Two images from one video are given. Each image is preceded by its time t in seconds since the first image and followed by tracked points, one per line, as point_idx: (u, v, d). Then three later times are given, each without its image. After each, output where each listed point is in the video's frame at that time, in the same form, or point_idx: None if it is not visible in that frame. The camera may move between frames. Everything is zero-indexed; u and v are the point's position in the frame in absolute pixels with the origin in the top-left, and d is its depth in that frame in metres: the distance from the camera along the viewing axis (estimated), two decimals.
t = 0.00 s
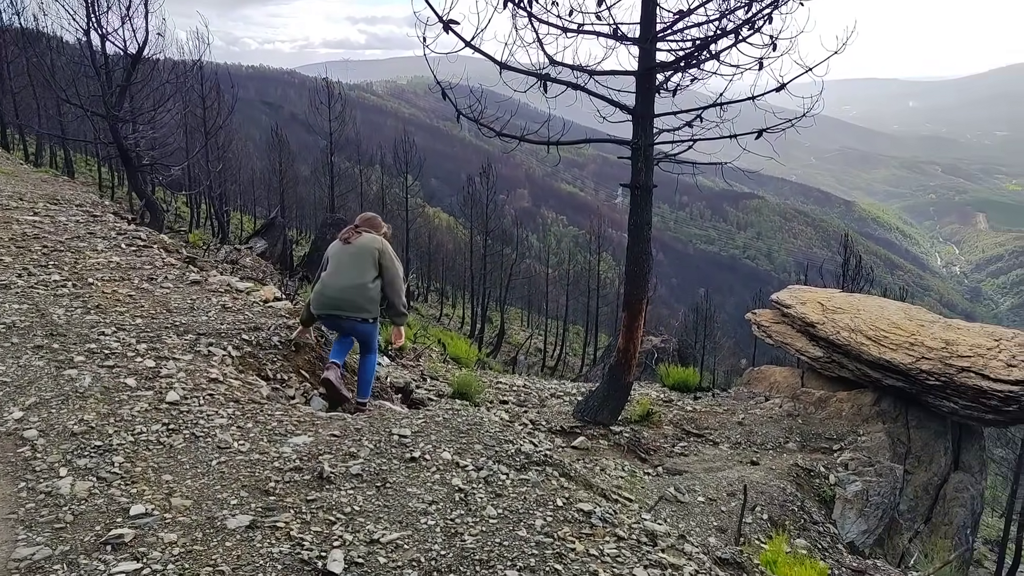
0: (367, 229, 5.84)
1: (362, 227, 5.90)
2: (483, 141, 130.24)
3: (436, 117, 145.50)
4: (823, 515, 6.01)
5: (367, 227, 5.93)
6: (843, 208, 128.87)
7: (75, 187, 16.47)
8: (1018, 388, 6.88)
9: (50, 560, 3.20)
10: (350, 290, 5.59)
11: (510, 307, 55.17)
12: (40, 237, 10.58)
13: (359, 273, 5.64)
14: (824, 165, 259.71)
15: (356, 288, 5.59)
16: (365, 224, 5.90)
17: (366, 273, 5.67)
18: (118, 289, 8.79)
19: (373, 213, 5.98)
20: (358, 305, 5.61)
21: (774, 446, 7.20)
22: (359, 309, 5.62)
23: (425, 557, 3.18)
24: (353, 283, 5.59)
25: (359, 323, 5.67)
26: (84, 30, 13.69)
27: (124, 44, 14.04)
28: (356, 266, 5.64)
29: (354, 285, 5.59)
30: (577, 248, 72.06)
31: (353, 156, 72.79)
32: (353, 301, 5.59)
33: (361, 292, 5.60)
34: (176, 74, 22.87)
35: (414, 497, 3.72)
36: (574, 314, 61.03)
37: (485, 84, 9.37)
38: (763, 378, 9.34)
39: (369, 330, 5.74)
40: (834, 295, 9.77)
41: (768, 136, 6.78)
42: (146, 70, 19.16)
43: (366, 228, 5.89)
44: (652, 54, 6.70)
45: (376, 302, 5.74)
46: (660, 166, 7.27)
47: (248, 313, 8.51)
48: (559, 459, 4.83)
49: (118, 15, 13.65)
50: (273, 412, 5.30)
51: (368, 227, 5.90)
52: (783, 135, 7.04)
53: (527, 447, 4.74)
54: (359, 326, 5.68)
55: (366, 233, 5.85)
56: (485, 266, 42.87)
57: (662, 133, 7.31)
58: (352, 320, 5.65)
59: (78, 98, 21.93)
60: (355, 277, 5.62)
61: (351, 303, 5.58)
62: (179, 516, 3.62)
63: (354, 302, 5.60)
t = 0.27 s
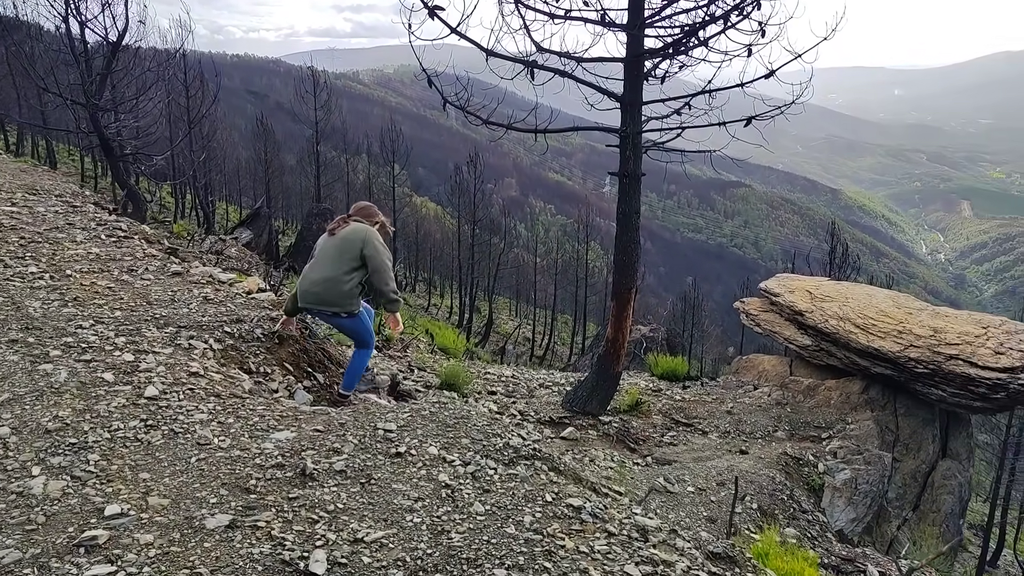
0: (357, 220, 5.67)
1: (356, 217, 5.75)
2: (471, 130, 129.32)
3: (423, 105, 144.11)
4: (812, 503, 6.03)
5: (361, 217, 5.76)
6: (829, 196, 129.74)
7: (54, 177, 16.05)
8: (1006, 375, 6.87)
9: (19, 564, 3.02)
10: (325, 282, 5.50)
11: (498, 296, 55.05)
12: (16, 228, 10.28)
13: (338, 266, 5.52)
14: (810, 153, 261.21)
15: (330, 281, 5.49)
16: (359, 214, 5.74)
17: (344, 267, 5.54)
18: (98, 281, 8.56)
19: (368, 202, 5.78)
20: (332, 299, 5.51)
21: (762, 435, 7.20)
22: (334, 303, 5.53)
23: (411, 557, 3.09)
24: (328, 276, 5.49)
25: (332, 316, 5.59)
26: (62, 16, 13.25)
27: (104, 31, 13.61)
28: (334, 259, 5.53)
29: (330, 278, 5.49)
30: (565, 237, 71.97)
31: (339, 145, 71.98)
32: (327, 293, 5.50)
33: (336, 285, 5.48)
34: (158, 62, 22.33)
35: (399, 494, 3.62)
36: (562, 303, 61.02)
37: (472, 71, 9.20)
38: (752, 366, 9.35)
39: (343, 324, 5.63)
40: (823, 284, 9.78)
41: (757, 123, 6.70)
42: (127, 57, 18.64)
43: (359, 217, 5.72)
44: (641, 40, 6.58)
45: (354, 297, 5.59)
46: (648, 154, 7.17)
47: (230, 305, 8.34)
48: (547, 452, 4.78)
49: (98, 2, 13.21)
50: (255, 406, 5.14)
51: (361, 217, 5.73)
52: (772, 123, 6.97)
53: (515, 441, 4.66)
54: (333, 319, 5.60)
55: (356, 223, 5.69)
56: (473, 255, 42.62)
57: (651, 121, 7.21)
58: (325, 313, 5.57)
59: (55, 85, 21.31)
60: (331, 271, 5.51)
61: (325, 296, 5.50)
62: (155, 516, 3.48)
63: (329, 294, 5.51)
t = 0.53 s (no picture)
0: (340, 227, 5.36)
1: (340, 222, 5.43)
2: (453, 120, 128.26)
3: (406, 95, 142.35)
4: (798, 495, 6.03)
5: (346, 221, 5.44)
6: (810, 185, 130.99)
7: (25, 170, 15.49)
8: (990, 365, 6.90)
9: None
10: (306, 299, 5.34)
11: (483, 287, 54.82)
12: None
13: (319, 281, 5.32)
14: (791, 142, 263.53)
15: (311, 297, 5.32)
16: (343, 219, 5.42)
17: (326, 281, 5.33)
18: (67, 279, 8.25)
19: (353, 204, 5.43)
20: (315, 316, 5.36)
21: (748, 426, 7.20)
22: (317, 320, 5.39)
23: (391, 572, 2.95)
24: (309, 292, 5.32)
25: (316, 333, 5.48)
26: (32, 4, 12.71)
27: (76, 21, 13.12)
28: (315, 274, 5.33)
29: (311, 294, 5.32)
30: (549, 227, 71.86)
31: (320, 135, 70.97)
32: (309, 310, 5.36)
33: (317, 302, 5.32)
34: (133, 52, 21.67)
35: (379, 502, 3.48)
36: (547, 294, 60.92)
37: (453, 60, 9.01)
38: (738, 358, 9.34)
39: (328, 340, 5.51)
40: (807, 274, 9.80)
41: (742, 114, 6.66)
42: (100, 47, 18.00)
43: (344, 222, 5.42)
44: (625, 29, 6.49)
45: (338, 312, 5.42)
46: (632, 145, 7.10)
47: (206, 302, 8.09)
48: (532, 454, 4.67)
49: None
50: (230, 409, 4.92)
51: (345, 222, 5.41)
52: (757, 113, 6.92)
53: (499, 443, 4.52)
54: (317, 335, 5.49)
55: (338, 231, 5.39)
56: (456, 246, 42.27)
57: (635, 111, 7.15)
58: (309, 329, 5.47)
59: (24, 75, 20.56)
60: (313, 286, 5.33)
61: (307, 313, 5.35)
62: (119, 531, 3.27)
63: (311, 312, 5.36)
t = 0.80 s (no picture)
0: (346, 244, 5.34)
1: (347, 238, 5.41)
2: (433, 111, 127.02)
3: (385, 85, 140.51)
4: (782, 485, 6.04)
5: (354, 237, 5.41)
6: (789, 173, 132.36)
7: None
8: (972, 353, 7.02)
9: None
10: (316, 316, 5.39)
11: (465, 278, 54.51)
12: None
13: (328, 298, 5.35)
14: (769, 130, 265.70)
15: (321, 315, 5.37)
16: (349, 236, 5.40)
17: (334, 298, 5.35)
18: (31, 280, 7.87)
19: (359, 220, 5.39)
20: (325, 333, 5.41)
21: (732, 417, 7.21)
22: (328, 336, 5.44)
23: None
24: (318, 310, 5.36)
25: (327, 349, 5.54)
26: None
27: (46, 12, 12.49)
28: (323, 292, 5.36)
29: (320, 312, 5.37)
30: (531, 218, 71.57)
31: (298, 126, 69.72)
32: (319, 327, 5.42)
33: (326, 319, 5.37)
34: (104, 43, 20.99)
35: (356, 513, 3.35)
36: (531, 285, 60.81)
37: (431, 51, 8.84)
38: (721, 348, 9.34)
39: (339, 355, 5.58)
40: (789, 264, 9.85)
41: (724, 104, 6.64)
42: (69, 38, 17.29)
43: (349, 240, 5.39)
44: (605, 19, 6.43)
45: (349, 327, 5.46)
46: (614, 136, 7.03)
47: (177, 302, 7.50)
48: (515, 458, 4.57)
49: None
50: (201, 415, 4.67)
51: (352, 239, 5.39)
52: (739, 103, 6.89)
53: (481, 447, 4.42)
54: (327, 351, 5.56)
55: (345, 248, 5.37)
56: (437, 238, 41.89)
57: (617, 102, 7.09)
58: (319, 346, 5.52)
59: None
60: (322, 303, 5.37)
61: (318, 330, 5.40)
62: (81, 550, 3.01)
63: (322, 328, 5.41)
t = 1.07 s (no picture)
0: (346, 222, 5.17)
1: (347, 217, 5.24)
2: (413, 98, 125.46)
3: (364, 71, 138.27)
4: (764, 471, 6.04)
5: (354, 218, 5.26)
6: (768, 160, 133.31)
7: None
8: (954, 337, 7.01)
9: None
10: (326, 296, 5.17)
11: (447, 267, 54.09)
12: None
13: (335, 276, 5.14)
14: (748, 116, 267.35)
15: (330, 295, 5.15)
16: (350, 215, 5.23)
17: (342, 275, 5.13)
18: None
19: (359, 196, 5.24)
20: (334, 314, 5.19)
21: (715, 404, 7.19)
22: (338, 318, 5.21)
23: None
24: (327, 289, 5.14)
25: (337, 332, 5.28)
26: None
27: None
28: (331, 271, 5.15)
29: (330, 291, 5.15)
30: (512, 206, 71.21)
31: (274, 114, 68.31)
32: (329, 308, 5.18)
33: (335, 299, 5.15)
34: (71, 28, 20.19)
35: (327, 516, 3.19)
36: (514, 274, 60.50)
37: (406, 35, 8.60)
38: (702, 335, 9.33)
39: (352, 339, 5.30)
40: (770, 250, 9.85)
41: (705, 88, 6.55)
42: (33, 23, 16.57)
43: (349, 219, 5.21)
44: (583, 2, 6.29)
45: (358, 308, 5.23)
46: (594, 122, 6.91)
47: (145, 295, 7.09)
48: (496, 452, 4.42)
49: None
50: (168, 414, 4.41)
51: (352, 219, 5.23)
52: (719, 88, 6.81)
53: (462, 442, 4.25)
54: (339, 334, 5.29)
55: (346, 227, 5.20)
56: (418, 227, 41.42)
57: (596, 87, 6.96)
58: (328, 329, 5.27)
59: None
60: (331, 282, 5.16)
61: (327, 312, 5.18)
62: (34, 561, 2.73)
63: (333, 309, 5.18)
